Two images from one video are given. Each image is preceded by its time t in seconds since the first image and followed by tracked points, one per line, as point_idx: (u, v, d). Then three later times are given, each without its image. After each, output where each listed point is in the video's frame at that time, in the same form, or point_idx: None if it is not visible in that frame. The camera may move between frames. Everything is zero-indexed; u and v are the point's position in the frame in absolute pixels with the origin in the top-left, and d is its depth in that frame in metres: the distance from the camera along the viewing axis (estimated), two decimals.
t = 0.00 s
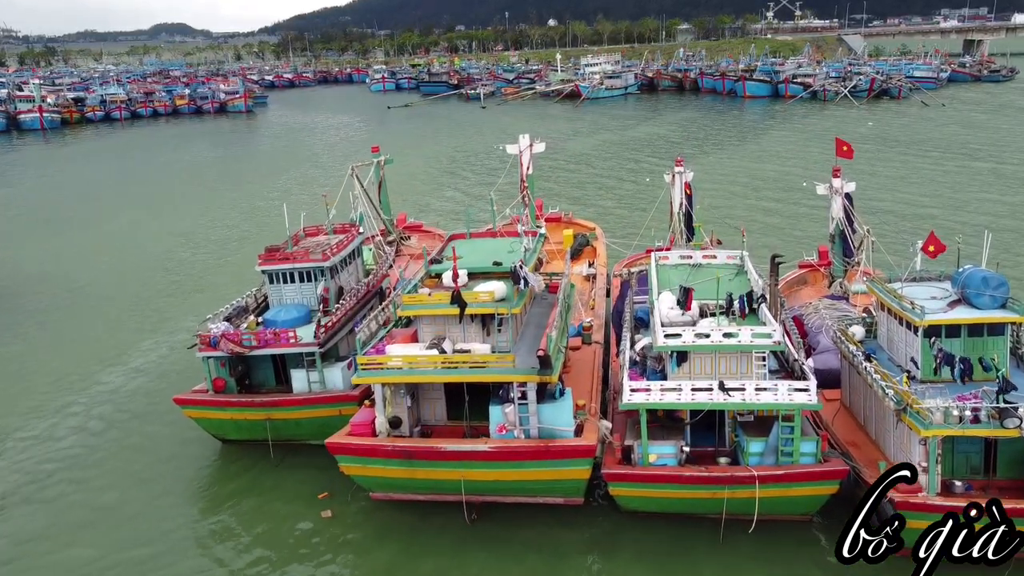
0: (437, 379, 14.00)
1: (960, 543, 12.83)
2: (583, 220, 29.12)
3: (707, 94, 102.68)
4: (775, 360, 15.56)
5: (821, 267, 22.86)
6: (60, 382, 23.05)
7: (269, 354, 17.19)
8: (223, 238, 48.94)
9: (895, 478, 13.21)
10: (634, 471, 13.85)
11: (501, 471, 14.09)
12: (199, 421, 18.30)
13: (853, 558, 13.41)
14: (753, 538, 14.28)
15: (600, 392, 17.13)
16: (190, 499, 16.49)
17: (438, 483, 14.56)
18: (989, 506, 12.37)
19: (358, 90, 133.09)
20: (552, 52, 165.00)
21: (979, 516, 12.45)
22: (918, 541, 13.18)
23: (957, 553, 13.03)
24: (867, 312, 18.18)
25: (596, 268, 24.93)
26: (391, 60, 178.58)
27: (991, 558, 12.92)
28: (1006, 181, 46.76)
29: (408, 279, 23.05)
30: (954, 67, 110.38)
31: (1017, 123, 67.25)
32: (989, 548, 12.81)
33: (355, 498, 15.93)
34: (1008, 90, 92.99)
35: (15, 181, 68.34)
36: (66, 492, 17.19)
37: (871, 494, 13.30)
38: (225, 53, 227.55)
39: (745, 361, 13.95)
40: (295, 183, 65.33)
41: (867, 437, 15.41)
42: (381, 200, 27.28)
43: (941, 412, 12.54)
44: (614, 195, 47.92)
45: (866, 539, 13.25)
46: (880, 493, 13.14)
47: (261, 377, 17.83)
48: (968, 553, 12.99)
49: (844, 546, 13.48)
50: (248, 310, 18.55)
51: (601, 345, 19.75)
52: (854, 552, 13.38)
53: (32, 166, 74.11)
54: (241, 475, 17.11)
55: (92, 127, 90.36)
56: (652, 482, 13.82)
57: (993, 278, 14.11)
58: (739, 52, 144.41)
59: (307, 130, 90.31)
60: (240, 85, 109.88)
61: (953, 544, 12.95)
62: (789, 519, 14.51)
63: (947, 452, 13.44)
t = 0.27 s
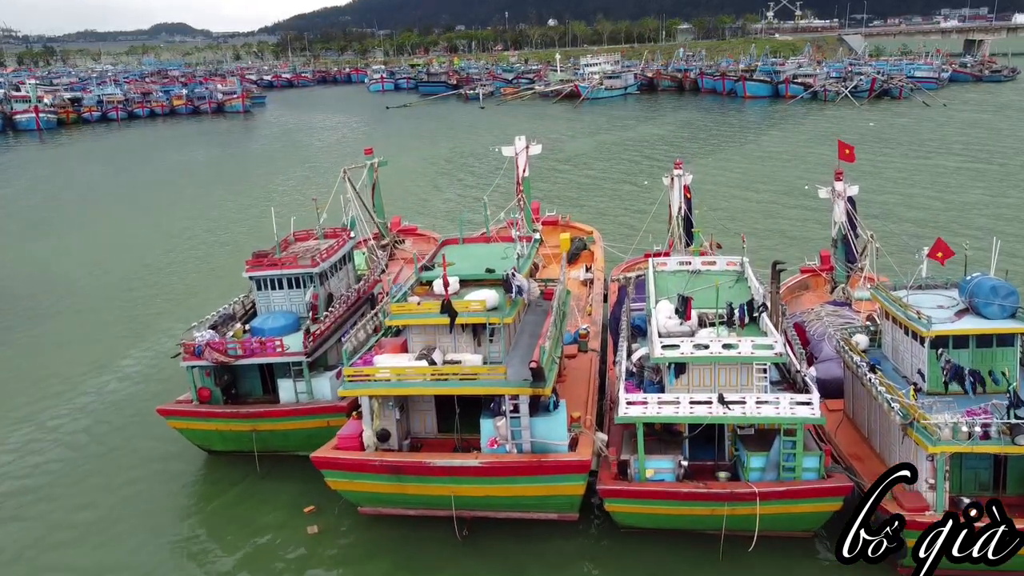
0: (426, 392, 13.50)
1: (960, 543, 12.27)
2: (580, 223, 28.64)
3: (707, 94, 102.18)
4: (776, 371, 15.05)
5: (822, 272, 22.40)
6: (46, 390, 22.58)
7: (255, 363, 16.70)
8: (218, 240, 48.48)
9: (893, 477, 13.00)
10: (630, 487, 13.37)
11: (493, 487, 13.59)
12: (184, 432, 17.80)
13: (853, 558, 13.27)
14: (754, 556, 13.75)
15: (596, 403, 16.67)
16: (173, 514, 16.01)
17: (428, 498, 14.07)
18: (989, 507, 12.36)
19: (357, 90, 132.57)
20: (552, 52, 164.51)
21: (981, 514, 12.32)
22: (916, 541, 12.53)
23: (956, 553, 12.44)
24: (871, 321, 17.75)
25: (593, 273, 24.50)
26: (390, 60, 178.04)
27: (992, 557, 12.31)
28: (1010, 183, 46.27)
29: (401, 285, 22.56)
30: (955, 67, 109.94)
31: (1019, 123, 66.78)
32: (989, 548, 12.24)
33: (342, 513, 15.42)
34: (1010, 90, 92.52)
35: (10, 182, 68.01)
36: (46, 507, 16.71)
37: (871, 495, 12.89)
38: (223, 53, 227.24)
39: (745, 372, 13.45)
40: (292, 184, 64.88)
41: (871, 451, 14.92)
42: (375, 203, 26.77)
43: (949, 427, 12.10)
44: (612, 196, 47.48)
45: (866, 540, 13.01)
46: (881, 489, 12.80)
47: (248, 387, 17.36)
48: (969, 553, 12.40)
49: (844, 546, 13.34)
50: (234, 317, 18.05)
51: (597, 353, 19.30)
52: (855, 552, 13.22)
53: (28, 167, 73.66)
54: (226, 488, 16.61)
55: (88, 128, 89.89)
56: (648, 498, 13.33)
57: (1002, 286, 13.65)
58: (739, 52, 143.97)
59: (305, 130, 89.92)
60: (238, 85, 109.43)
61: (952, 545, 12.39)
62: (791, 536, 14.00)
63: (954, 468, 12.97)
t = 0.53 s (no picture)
0: (413, 408, 12.93)
1: (958, 542, 11.80)
2: (577, 227, 28.08)
3: (707, 94, 101.63)
4: (779, 385, 14.49)
5: (825, 278, 21.86)
6: (28, 399, 22.00)
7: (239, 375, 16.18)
8: (212, 242, 47.96)
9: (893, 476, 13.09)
10: (626, 506, 12.82)
11: (484, 506, 13.05)
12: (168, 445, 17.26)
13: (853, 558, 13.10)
14: None
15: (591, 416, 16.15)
16: (153, 530, 15.43)
17: (416, 517, 13.52)
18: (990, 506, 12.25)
19: (356, 90, 132.07)
20: (551, 52, 164.04)
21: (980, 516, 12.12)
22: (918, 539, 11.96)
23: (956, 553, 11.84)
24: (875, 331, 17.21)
25: (590, 278, 23.96)
26: (389, 60, 177.56)
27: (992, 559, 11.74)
28: (1014, 185, 45.70)
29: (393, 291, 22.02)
30: (957, 67, 109.46)
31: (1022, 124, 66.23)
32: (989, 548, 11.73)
33: (327, 529, 14.84)
34: (1012, 91, 91.98)
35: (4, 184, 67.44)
36: (22, 522, 16.13)
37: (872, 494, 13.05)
38: (222, 53, 226.51)
39: (746, 387, 12.89)
40: (288, 185, 64.38)
41: (877, 468, 14.38)
42: (368, 207, 26.22)
43: (961, 447, 11.57)
44: (612, 199, 46.95)
45: (866, 539, 12.82)
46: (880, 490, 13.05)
47: (233, 399, 16.93)
48: (968, 553, 11.84)
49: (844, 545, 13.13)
50: (219, 327, 17.49)
51: (594, 363, 18.79)
52: (855, 552, 13.03)
53: (22, 168, 73.13)
54: (208, 504, 16.02)
55: (84, 128, 89.33)
56: (645, 518, 12.80)
57: (1014, 297, 13.11)
58: (739, 53, 143.51)
59: (303, 131, 89.36)
60: (236, 85, 108.92)
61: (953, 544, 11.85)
62: (794, 556, 13.43)
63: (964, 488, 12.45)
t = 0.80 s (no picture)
0: (400, 425, 12.38)
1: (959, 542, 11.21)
2: (575, 231, 27.51)
3: (707, 94, 101.16)
4: (781, 399, 13.95)
5: (828, 284, 21.35)
6: (11, 408, 21.50)
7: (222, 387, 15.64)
8: (206, 244, 47.49)
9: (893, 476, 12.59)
10: (622, 527, 12.27)
11: (474, 527, 12.51)
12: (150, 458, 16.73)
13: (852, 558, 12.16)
14: None
15: (586, 430, 15.62)
16: (132, 549, 14.95)
17: (404, 537, 12.98)
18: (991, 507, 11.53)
19: (354, 90, 131.60)
20: (551, 52, 163.57)
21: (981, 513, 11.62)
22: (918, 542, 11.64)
23: (956, 553, 11.26)
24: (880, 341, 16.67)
25: (587, 284, 23.43)
26: (388, 59, 176.98)
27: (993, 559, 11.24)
28: (1016, 187, 45.21)
29: (385, 298, 21.50)
30: (958, 67, 108.93)
31: None
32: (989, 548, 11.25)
33: (311, 548, 14.34)
34: (1013, 92, 91.49)
35: None
36: None
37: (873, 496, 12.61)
38: (220, 53, 225.99)
39: (747, 403, 12.34)
40: (285, 186, 63.97)
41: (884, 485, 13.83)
42: (361, 211, 25.70)
43: (973, 468, 11.05)
44: (611, 201, 46.40)
45: (867, 539, 12.04)
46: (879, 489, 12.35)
47: (218, 411, 16.41)
48: (969, 553, 11.30)
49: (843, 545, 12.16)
50: (202, 336, 16.95)
51: (591, 373, 18.28)
52: (854, 552, 12.14)
53: (18, 170, 72.68)
54: (190, 521, 15.51)
55: (80, 129, 88.85)
56: (642, 540, 12.24)
57: None
58: (739, 53, 143.10)
59: (300, 132, 88.83)
60: (234, 86, 108.47)
61: (953, 544, 11.28)
62: None
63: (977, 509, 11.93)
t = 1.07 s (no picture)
0: (385, 442, 11.82)
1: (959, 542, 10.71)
2: (572, 235, 26.95)
3: (707, 94, 100.67)
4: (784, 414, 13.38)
5: (831, 291, 20.82)
6: None
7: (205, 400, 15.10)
8: (201, 246, 46.98)
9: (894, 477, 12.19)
10: (618, 550, 11.73)
11: (463, 549, 11.96)
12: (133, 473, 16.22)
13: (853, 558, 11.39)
14: None
15: (581, 444, 15.09)
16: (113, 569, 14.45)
17: (390, 559, 12.42)
18: (990, 506, 10.46)
19: (353, 90, 131.10)
20: (551, 52, 163.04)
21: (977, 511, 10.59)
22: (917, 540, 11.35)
23: (956, 553, 10.83)
24: (886, 351, 16.14)
25: (584, 290, 22.87)
26: (387, 59, 176.37)
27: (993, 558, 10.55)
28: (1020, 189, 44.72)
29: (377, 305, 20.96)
30: (959, 67, 108.37)
31: None
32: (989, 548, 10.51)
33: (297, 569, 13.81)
34: (1016, 92, 90.98)
35: None
36: None
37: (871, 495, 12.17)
38: (219, 53, 225.56)
39: (749, 420, 11.78)
40: (282, 187, 63.51)
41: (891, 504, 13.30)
42: (353, 215, 25.14)
43: (987, 492, 10.55)
44: (610, 203, 45.89)
45: (866, 539, 11.41)
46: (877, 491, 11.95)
47: (201, 424, 15.82)
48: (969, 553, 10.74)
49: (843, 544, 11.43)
50: (186, 347, 16.39)
51: (587, 383, 17.75)
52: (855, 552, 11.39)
53: (13, 171, 72.21)
54: (172, 540, 15.00)
55: (77, 129, 88.34)
56: (639, 564, 11.69)
57: None
58: (739, 53, 142.60)
59: (298, 132, 88.36)
60: (231, 86, 107.94)
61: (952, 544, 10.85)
62: None
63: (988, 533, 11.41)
